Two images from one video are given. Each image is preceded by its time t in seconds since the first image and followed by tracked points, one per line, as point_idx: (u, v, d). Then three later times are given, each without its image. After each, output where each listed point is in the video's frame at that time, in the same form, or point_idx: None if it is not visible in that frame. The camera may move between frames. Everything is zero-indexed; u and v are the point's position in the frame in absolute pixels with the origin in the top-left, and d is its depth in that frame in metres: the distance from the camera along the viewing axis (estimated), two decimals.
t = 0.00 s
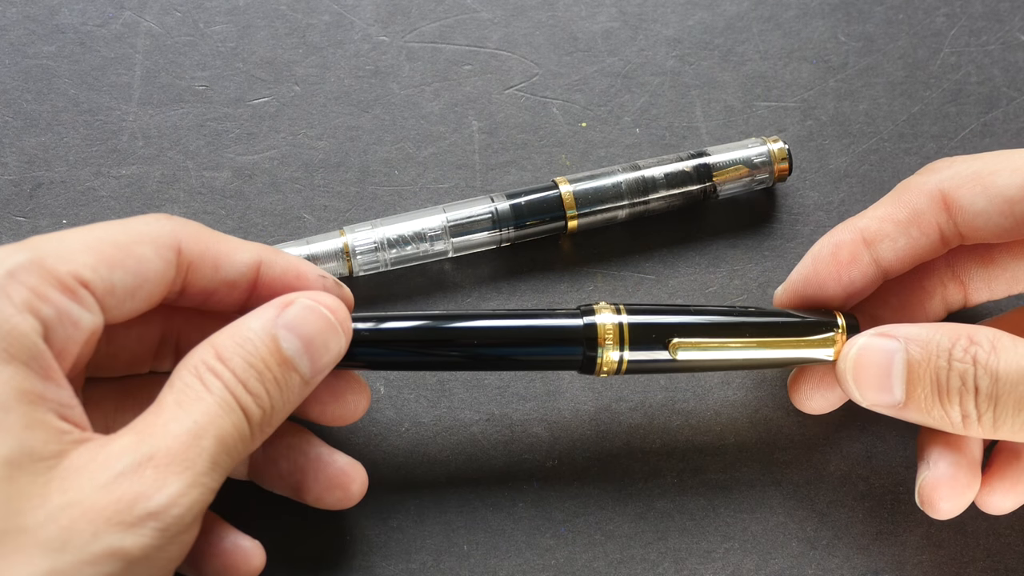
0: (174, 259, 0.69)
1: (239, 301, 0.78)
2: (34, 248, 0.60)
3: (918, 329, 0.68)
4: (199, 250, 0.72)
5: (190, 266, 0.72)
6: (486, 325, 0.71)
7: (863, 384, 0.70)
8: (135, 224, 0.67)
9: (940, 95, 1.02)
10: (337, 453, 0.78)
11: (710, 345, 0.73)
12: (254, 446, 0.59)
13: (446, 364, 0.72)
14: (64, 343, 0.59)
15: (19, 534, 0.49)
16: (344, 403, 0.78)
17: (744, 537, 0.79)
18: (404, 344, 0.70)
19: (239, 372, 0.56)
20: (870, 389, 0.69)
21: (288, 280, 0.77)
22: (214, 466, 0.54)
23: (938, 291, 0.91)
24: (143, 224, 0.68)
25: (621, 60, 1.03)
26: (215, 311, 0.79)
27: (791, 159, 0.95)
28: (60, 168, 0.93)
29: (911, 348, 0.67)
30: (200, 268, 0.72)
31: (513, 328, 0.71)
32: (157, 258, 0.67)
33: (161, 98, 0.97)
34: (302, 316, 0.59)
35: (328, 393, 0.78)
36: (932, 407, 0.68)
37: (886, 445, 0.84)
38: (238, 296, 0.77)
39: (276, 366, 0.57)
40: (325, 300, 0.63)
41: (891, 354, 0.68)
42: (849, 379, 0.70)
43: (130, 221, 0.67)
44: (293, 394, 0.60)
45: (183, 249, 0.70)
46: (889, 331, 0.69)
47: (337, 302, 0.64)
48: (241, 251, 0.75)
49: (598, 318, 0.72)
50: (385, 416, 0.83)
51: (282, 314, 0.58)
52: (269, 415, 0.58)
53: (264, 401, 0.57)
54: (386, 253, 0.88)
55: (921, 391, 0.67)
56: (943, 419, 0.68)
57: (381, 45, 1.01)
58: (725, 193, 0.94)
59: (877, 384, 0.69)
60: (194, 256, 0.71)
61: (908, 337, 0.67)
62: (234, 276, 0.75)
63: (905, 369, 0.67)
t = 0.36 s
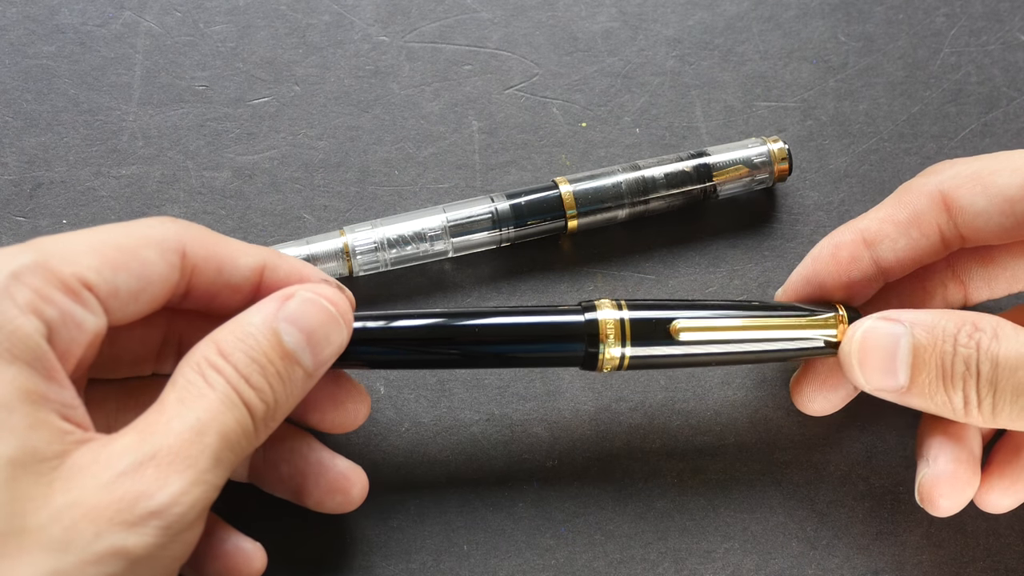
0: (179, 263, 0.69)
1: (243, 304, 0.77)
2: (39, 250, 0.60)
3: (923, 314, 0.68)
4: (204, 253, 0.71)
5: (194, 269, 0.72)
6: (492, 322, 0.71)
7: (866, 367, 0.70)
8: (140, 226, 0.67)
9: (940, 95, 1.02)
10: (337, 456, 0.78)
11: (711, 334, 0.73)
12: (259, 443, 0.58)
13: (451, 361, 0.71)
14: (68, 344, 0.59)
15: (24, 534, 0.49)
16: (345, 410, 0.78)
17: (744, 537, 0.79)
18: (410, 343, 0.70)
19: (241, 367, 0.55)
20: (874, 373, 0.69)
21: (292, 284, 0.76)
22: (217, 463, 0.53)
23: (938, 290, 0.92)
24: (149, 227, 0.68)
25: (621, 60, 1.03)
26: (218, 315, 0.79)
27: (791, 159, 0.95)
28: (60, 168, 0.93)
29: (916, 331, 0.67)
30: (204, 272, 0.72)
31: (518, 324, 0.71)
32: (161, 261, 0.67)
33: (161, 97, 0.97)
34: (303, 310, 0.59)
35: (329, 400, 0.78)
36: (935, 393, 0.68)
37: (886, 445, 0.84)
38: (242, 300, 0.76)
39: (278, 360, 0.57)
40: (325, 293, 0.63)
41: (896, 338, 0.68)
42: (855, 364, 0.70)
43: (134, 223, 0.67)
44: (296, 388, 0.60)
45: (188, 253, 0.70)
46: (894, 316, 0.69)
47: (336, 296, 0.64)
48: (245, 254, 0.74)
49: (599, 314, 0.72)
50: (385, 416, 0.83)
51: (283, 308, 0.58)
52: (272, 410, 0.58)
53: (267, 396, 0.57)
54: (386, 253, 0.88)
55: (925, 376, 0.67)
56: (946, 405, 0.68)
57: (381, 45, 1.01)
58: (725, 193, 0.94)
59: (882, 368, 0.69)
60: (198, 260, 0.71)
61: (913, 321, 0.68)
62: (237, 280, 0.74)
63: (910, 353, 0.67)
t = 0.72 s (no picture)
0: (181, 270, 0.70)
1: (245, 311, 0.77)
2: (42, 254, 0.60)
3: (936, 291, 0.67)
4: (205, 260, 0.72)
5: (196, 276, 0.72)
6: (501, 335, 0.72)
7: (878, 335, 0.68)
8: (142, 233, 0.67)
9: (940, 95, 1.02)
10: (337, 461, 0.78)
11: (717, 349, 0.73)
12: (263, 452, 0.58)
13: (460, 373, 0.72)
14: (70, 347, 0.59)
15: (25, 540, 0.49)
16: (345, 415, 0.78)
17: (744, 537, 0.79)
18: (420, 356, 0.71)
19: (249, 377, 0.55)
20: (884, 341, 0.68)
21: (294, 291, 0.77)
22: (221, 473, 0.53)
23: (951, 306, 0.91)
24: (151, 234, 0.68)
25: (621, 60, 1.03)
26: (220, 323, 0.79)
27: (791, 159, 0.95)
28: (60, 168, 0.93)
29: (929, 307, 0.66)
30: (206, 279, 0.73)
31: (530, 340, 0.71)
32: (164, 267, 0.67)
33: (161, 97, 0.97)
34: (312, 321, 0.59)
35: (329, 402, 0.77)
36: (941, 368, 0.67)
37: (886, 445, 0.84)
38: (244, 309, 0.77)
39: (285, 372, 0.57)
40: (333, 305, 0.63)
41: (909, 312, 0.66)
42: (867, 332, 0.69)
43: (137, 229, 0.68)
44: (302, 399, 0.59)
45: (189, 259, 0.70)
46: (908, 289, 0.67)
47: (344, 307, 0.64)
48: (247, 262, 0.74)
49: (604, 332, 0.72)
50: (385, 416, 0.83)
51: (291, 320, 0.58)
52: (278, 421, 0.58)
53: (274, 406, 0.57)
54: (386, 253, 0.88)
55: (933, 351, 0.66)
56: (951, 380, 0.68)
57: (381, 44, 1.01)
58: (725, 193, 0.94)
59: (894, 339, 0.67)
60: (200, 267, 0.72)
61: (926, 297, 0.66)
62: (239, 287, 0.75)
63: (922, 328, 0.66)
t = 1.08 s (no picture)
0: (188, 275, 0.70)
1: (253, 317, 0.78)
2: (51, 258, 0.60)
3: (920, 325, 0.66)
4: (214, 266, 0.72)
5: (204, 282, 0.72)
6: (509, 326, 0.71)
7: (867, 379, 0.68)
8: (151, 239, 0.68)
9: (940, 95, 1.02)
10: (342, 473, 0.78)
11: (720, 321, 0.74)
12: (273, 455, 0.58)
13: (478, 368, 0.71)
14: (77, 352, 0.59)
15: (31, 546, 0.49)
16: (352, 428, 0.77)
17: (744, 537, 0.79)
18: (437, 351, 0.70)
19: (257, 379, 0.55)
20: (875, 383, 0.68)
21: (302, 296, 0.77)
22: (229, 476, 0.53)
23: (949, 278, 0.91)
24: (160, 240, 0.68)
25: (621, 60, 1.03)
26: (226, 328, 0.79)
27: (791, 159, 0.95)
28: (60, 168, 0.93)
29: (915, 344, 0.65)
30: (214, 285, 0.73)
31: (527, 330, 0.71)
32: (171, 272, 0.67)
33: (161, 97, 0.97)
34: (318, 321, 0.59)
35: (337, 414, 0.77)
36: (937, 404, 0.66)
37: (887, 445, 0.84)
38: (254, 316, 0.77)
39: (294, 372, 0.57)
40: (341, 305, 0.63)
41: (896, 350, 0.66)
42: (855, 375, 0.68)
43: (145, 235, 0.68)
44: (311, 401, 0.59)
45: (197, 265, 0.71)
46: (893, 328, 0.67)
47: (352, 307, 0.65)
48: (256, 268, 0.75)
49: (610, 315, 0.72)
50: (385, 416, 0.83)
51: (298, 320, 0.58)
52: (288, 422, 0.58)
53: (282, 407, 0.57)
54: (386, 253, 0.88)
55: (926, 388, 0.66)
56: (950, 415, 0.67)
57: (381, 45, 1.01)
58: (725, 193, 0.94)
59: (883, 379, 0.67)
60: (208, 272, 0.72)
61: (911, 333, 0.66)
62: (248, 293, 0.75)
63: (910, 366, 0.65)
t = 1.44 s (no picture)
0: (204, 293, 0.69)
1: (266, 332, 0.78)
2: (63, 272, 0.59)
3: (921, 303, 0.68)
4: (229, 283, 0.71)
5: (219, 301, 0.71)
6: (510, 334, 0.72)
7: (865, 353, 0.69)
8: (167, 254, 0.66)
9: (940, 95, 1.02)
10: (346, 475, 0.78)
11: (714, 301, 0.74)
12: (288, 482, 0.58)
13: (482, 378, 0.71)
14: (83, 368, 0.58)
15: (34, 562, 0.49)
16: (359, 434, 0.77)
17: (744, 537, 0.79)
18: (441, 365, 0.70)
19: (277, 405, 0.55)
20: (872, 358, 0.69)
21: (316, 317, 0.78)
22: (240, 503, 0.53)
23: (950, 291, 0.92)
24: (176, 255, 0.66)
25: (621, 60, 1.03)
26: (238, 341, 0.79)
27: (791, 159, 0.95)
28: (60, 168, 0.93)
29: (916, 320, 0.66)
30: (229, 304, 0.72)
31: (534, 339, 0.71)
32: (186, 292, 0.66)
33: (161, 97, 0.97)
34: (345, 352, 0.58)
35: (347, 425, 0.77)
36: (931, 381, 0.68)
37: (886, 445, 0.84)
38: (263, 329, 0.77)
39: (315, 402, 0.56)
40: (370, 337, 0.62)
41: (896, 326, 0.67)
42: (854, 348, 0.70)
43: (162, 249, 0.66)
44: (331, 431, 0.58)
45: (214, 284, 0.69)
46: (893, 304, 0.69)
47: (381, 339, 0.63)
48: (271, 287, 0.74)
49: (614, 321, 0.73)
50: (385, 416, 0.83)
51: (326, 349, 0.58)
52: (305, 451, 0.57)
53: (301, 436, 0.56)
54: (386, 253, 0.88)
55: (922, 364, 0.67)
56: (942, 392, 0.68)
57: (381, 45, 1.01)
58: (725, 193, 0.94)
59: (881, 354, 0.68)
60: (223, 290, 0.71)
61: (911, 309, 0.67)
62: (263, 312, 0.75)
63: (910, 342, 0.66)
